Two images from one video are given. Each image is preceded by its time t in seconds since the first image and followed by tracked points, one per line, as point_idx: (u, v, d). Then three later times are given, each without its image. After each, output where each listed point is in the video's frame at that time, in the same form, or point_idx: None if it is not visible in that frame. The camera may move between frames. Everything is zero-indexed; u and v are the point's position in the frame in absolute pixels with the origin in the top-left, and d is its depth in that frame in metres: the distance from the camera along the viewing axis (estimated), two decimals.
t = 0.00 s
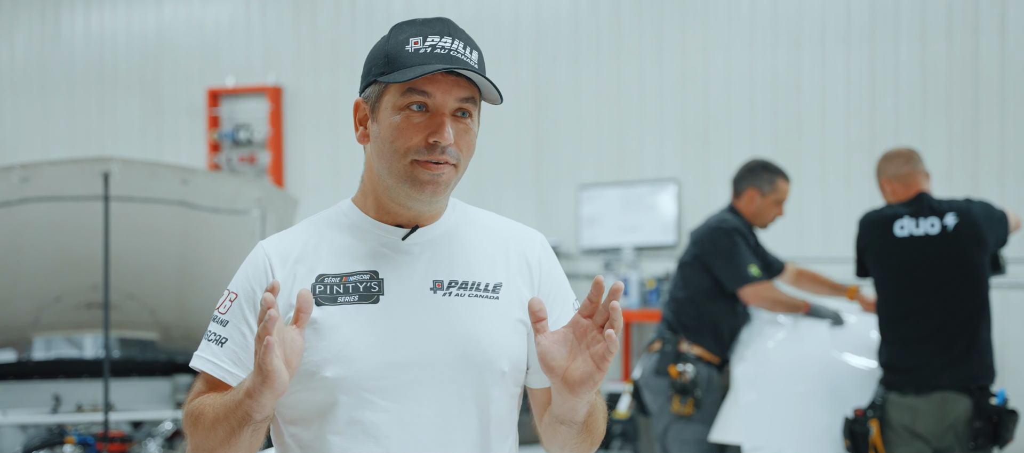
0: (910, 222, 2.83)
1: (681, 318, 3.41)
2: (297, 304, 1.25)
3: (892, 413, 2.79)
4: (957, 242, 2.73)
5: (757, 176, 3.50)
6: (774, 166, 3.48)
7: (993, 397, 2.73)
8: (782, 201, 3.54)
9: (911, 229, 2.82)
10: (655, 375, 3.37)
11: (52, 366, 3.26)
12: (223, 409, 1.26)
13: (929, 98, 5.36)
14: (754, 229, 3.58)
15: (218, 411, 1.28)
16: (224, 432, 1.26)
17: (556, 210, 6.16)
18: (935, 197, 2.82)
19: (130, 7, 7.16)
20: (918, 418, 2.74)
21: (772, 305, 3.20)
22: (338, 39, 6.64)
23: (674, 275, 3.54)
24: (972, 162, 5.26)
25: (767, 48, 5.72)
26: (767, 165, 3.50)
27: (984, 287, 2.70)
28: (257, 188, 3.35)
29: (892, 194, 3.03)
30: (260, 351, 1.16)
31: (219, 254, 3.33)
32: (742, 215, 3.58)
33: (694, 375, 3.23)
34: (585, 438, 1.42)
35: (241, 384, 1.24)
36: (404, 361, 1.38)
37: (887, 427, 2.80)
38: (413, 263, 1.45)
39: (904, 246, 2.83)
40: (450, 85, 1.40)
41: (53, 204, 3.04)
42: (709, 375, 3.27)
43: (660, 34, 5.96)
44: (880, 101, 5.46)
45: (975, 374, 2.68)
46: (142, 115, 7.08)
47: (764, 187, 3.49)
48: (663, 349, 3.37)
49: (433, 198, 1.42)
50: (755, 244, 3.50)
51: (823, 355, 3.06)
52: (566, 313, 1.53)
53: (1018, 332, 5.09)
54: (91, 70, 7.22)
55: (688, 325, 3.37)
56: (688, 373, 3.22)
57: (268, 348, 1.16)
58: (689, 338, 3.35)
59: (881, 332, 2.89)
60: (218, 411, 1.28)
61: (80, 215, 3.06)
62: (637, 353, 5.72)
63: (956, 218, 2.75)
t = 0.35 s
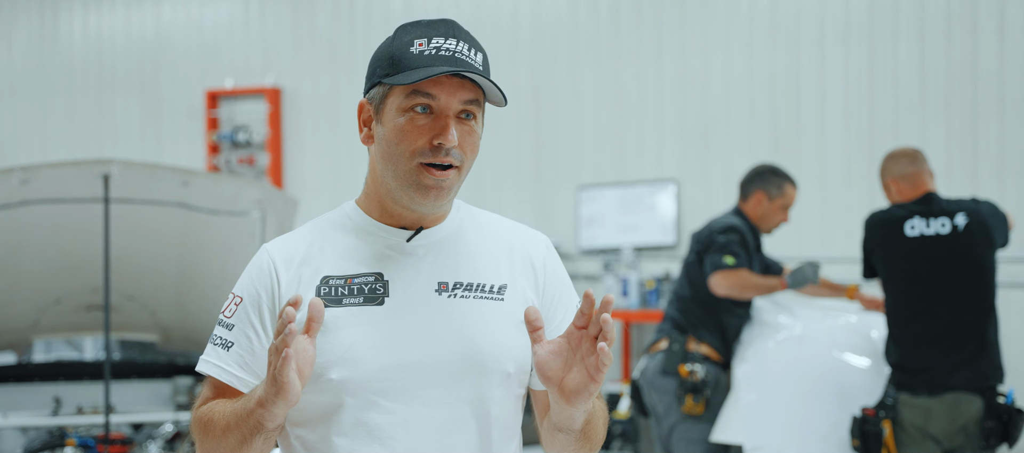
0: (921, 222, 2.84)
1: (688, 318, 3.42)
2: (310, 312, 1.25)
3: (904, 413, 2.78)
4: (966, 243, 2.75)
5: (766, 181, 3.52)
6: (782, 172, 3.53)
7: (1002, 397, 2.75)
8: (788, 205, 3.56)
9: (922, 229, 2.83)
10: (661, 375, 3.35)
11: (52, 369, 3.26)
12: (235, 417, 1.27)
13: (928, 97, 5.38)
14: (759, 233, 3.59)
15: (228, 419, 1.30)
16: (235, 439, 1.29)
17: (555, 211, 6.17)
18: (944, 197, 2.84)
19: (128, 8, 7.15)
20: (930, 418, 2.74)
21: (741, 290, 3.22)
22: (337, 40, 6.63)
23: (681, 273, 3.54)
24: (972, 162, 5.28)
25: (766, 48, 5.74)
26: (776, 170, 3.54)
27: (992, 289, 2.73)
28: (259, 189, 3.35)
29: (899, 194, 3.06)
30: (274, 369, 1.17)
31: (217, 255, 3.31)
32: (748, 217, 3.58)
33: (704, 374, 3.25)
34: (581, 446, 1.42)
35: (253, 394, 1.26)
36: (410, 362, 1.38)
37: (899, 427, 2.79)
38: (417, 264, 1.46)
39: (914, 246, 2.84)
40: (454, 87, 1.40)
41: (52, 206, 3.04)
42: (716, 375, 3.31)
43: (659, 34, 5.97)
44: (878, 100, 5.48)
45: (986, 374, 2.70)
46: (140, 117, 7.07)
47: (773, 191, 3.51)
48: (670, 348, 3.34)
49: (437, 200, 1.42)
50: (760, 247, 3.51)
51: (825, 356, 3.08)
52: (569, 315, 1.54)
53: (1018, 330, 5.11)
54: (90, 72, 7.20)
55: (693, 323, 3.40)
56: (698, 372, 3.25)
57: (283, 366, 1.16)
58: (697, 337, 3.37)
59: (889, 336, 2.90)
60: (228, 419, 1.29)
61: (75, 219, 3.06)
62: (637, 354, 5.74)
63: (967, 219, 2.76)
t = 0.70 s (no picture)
0: (922, 221, 2.85)
1: (687, 319, 3.45)
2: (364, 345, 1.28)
3: (905, 413, 2.80)
4: (967, 241, 2.76)
5: (763, 178, 3.55)
6: (780, 170, 3.54)
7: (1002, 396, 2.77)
8: (787, 204, 3.57)
9: (923, 228, 2.85)
10: (661, 375, 3.38)
11: (52, 369, 3.26)
12: (260, 423, 1.31)
13: (928, 97, 5.40)
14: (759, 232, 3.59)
15: (249, 423, 1.33)
16: (259, 445, 1.32)
17: (555, 211, 6.17)
18: (944, 197, 2.85)
19: (128, 9, 7.14)
20: (932, 418, 2.76)
21: (741, 295, 3.24)
22: (336, 40, 6.63)
23: (680, 273, 3.56)
24: (971, 160, 5.31)
25: (766, 48, 5.75)
26: (774, 168, 3.56)
27: (994, 289, 2.75)
28: (259, 189, 3.35)
29: (901, 195, 3.07)
30: (351, 398, 1.19)
31: (219, 256, 3.32)
32: (747, 216, 3.59)
33: (701, 374, 3.26)
34: None
35: (282, 400, 1.30)
36: (415, 362, 1.39)
37: (900, 427, 2.82)
38: (422, 263, 1.46)
39: (914, 245, 2.86)
40: (455, 84, 1.40)
41: (52, 207, 3.04)
42: (715, 375, 3.32)
43: (659, 34, 5.98)
44: (878, 100, 5.50)
45: (987, 374, 2.72)
46: (140, 118, 7.07)
47: (770, 189, 3.53)
48: (669, 349, 3.37)
49: (439, 196, 1.42)
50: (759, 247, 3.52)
51: (824, 357, 3.08)
52: (569, 314, 1.54)
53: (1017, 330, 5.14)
54: (89, 73, 7.20)
55: (693, 324, 3.43)
56: (697, 372, 3.26)
57: (362, 397, 1.18)
58: (696, 338, 3.39)
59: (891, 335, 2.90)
60: (250, 423, 1.32)
61: (73, 220, 3.07)
62: (637, 353, 5.75)
63: (968, 217, 2.78)
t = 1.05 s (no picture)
0: (923, 222, 2.85)
1: (690, 320, 3.48)
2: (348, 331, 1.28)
3: (908, 414, 2.82)
4: (970, 243, 2.76)
5: (766, 180, 3.54)
6: (783, 170, 3.54)
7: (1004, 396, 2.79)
8: (790, 204, 3.57)
9: (925, 230, 2.85)
10: (663, 377, 3.41)
11: (56, 370, 3.26)
12: (259, 420, 1.31)
13: (930, 98, 5.41)
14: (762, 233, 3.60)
15: (251, 421, 1.33)
16: (259, 441, 1.32)
17: (558, 212, 6.18)
18: (944, 198, 2.86)
19: (129, 9, 7.15)
20: (935, 418, 2.77)
21: (774, 306, 3.24)
22: (339, 41, 6.63)
23: (681, 275, 3.61)
24: (974, 161, 5.32)
25: (767, 49, 5.75)
26: (777, 168, 3.55)
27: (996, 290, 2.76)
28: (262, 191, 3.32)
29: (900, 195, 3.08)
30: (325, 379, 1.19)
31: (221, 258, 3.32)
32: (749, 217, 3.61)
33: (703, 376, 3.27)
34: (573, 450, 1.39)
35: (279, 397, 1.30)
36: (422, 362, 1.39)
37: (903, 427, 2.83)
38: (428, 264, 1.46)
39: (916, 246, 2.86)
40: (459, 84, 1.40)
41: (55, 208, 3.05)
42: (718, 377, 3.32)
43: (661, 35, 5.98)
44: (880, 101, 5.51)
45: (990, 375, 2.73)
46: (143, 119, 7.08)
47: (774, 189, 3.53)
48: (670, 350, 3.41)
49: (446, 195, 1.42)
50: (762, 248, 3.53)
51: (827, 356, 3.09)
52: (577, 314, 1.54)
53: (1020, 331, 5.14)
54: (91, 74, 7.20)
55: (696, 326, 3.45)
56: (698, 374, 3.27)
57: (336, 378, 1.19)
58: (698, 339, 3.42)
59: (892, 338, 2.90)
60: (251, 421, 1.33)
61: (77, 221, 3.08)
62: (640, 354, 5.76)
63: (969, 218, 2.78)
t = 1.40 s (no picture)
0: (940, 228, 2.79)
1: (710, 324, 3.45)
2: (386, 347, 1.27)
3: (923, 418, 2.74)
4: (989, 249, 2.69)
5: (789, 185, 3.53)
6: (805, 176, 3.53)
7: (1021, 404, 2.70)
8: (812, 211, 3.58)
9: (941, 235, 2.78)
10: (682, 382, 3.40)
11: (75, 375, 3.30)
12: (283, 428, 1.31)
13: (951, 103, 5.38)
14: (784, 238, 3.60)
15: (275, 427, 1.32)
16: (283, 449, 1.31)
17: (576, 218, 6.17)
18: (964, 204, 2.78)
19: (150, 16, 7.19)
20: (949, 424, 2.69)
21: (820, 312, 3.25)
22: (357, 47, 6.66)
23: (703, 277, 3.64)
24: (994, 166, 5.31)
25: (787, 54, 5.73)
26: (799, 174, 3.55)
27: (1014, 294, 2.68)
28: (282, 195, 3.32)
29: (919, 201, 3.05)
30: (359, 399, 1.18)
31: (240, 264, 3.33)
32: (772, 223, 3.60)
33: (721, 381, 3.25)
34: (610, 449, 1.40)
35: (303, 406, 1.29)
36: (444, 368, 1.38)
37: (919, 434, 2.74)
38: (450, 270, 1.46)
39: (935, 252, 2.79)
40: (493, 90, 1.40)
41: (76, 213, 3.06)
42: (737, 382, 3.28)
43: (680, 40, 5.95)
44: (901, 106, 5.49)
45: (1005, 381, 2.67)
46: (162, 125, 7.12)
47: (797, 196, 3.53)
48: (689, 356, 3.42)
49: (479, 201, 1.41)
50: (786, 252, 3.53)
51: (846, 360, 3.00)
52: (598, 320, 1.52)
53: None
54: (111, 80, 7.24)
55: (714, 331, 3.41)
56: (716, 379, 3.25)
57: (370, 399, 1.17)
58: (717, 345, 3.39)
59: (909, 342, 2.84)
60: (276, 427, 1.32)
61: (98, 226, 3.09)
62: (658, 360, 5.74)
63: (986, 225, 2.71)
